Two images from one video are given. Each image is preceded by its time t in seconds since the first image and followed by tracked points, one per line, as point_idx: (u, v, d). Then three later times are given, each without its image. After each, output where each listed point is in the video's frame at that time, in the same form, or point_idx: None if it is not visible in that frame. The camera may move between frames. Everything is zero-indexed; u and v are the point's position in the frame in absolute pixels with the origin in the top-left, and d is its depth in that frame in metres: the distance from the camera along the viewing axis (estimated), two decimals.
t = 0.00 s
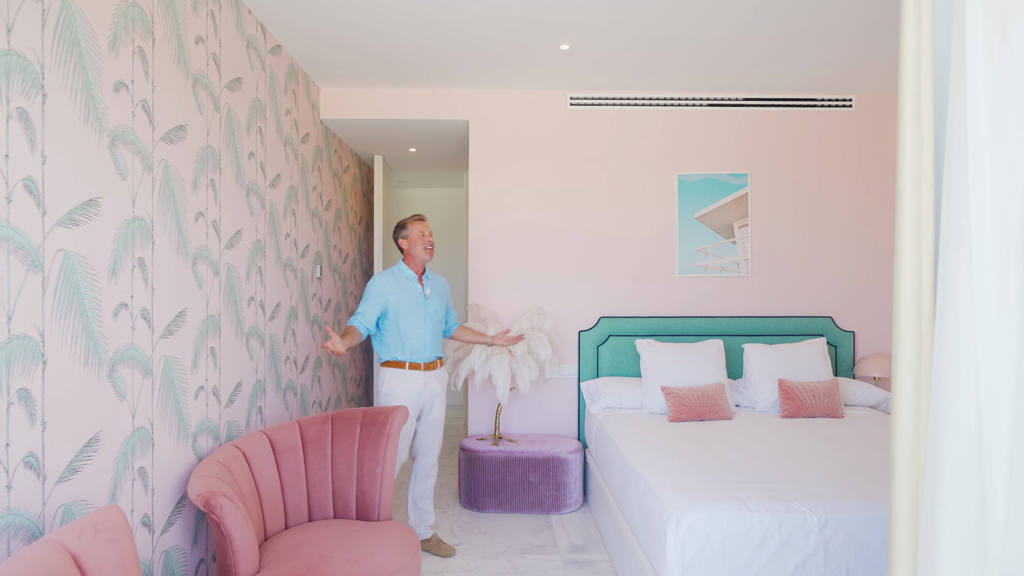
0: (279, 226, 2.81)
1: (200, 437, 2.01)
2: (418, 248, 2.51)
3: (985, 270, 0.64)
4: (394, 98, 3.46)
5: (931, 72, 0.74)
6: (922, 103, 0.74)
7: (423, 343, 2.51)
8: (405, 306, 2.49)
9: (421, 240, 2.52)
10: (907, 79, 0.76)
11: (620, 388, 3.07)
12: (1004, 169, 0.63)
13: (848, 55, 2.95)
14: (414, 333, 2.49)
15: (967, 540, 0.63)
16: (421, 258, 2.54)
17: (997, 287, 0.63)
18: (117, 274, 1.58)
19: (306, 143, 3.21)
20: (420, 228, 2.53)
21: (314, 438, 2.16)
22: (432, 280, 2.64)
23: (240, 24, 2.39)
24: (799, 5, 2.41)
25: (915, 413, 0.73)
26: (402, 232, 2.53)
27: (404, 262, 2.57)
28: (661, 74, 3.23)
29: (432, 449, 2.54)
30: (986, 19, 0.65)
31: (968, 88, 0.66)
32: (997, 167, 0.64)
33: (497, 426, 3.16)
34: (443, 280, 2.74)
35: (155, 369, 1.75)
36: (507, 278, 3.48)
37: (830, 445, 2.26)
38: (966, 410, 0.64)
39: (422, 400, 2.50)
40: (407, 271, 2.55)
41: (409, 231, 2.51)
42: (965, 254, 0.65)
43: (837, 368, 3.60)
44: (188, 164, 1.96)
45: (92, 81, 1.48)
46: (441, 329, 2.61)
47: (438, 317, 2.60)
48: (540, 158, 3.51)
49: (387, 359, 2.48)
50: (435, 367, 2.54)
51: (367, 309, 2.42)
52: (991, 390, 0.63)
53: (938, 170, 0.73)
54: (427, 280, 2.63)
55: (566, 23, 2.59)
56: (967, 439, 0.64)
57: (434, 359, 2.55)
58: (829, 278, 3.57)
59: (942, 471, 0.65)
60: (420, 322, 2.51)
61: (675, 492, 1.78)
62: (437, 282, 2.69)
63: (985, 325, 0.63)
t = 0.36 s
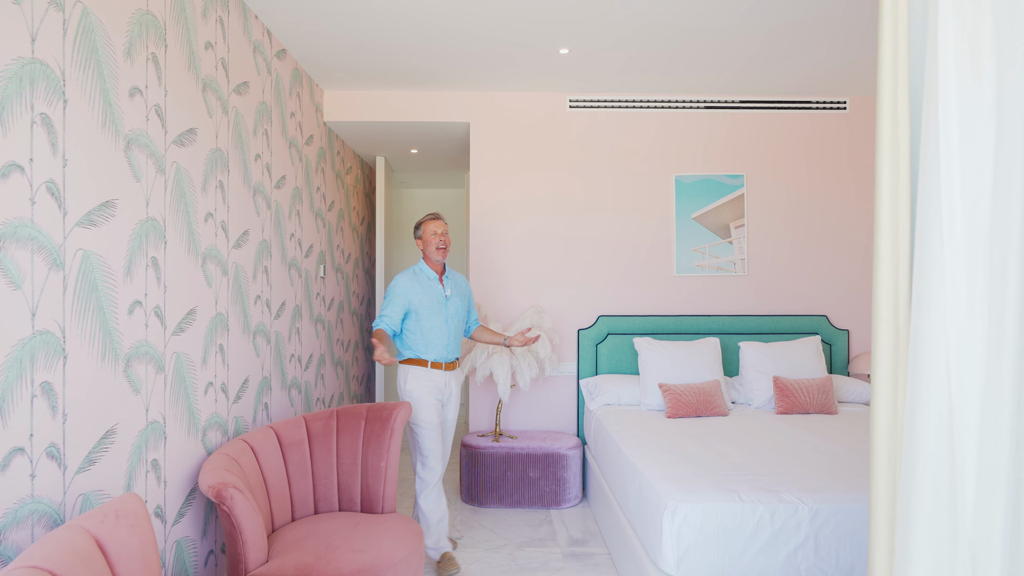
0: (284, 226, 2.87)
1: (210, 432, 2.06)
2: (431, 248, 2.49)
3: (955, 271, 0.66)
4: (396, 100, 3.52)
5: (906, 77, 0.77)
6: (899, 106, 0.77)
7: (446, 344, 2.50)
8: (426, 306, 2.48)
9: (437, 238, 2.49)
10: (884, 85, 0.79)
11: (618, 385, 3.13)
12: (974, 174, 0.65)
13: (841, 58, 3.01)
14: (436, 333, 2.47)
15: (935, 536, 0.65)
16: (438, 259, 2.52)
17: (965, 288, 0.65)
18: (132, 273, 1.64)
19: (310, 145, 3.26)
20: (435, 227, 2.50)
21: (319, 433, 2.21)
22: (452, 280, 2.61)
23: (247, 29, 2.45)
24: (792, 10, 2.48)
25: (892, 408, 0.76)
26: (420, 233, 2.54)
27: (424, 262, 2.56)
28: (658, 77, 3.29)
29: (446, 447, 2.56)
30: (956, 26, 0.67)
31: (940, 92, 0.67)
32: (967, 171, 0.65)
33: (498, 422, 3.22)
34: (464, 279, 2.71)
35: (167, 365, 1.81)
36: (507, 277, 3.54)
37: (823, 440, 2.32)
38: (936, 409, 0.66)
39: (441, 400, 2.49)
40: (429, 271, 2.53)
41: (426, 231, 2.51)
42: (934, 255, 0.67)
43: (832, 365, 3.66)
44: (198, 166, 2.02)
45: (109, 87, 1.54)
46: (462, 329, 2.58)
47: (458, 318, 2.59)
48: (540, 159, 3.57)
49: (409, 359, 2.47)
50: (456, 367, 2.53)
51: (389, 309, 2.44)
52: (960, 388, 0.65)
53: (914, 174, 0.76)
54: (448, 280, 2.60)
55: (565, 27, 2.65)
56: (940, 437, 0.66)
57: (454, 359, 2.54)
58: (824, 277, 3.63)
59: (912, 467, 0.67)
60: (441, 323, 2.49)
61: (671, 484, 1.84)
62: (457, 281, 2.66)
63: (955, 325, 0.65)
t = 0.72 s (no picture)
0: (288, 226, 2.92)
1: (217, 426, 2.12)
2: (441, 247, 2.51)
3: (925, 272, 0.69)
4: (397, 102, 3.57)
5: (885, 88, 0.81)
6: (876, 115, 0.82)
7: (463, 342, 2.49)
8: (443, 303, 2.49)
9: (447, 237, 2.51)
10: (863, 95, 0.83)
11: (616, 382, 3.19)
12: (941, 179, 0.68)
13: (834, 61, 3.07)
14: (454, 331, 2.48)
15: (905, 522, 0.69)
16: (449, 258, 2.54)
17: (933, 289, 0.68)
18: (143, 271, 1.69)
19: (312, 146, 3.32)
20: (446, 226, 2.52)
21: (323, 428, 2.27)
22: (467, 277, 2.62)
23: (252, 33, 2.51)
24: (784, 14, 2.54)
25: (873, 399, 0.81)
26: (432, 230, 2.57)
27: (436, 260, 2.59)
28: (655, 79, 3.35)
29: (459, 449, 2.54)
30: (927, 37, 0.70)
31: (912, 100, 0.70)
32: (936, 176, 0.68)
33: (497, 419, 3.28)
34: (478, 276, 2.73)
35: (176, 360, 1.86)
36: (507, 277, 3.60)
37: (815, 434, 2.37)
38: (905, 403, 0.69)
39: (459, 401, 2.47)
40: (444, 269, 2.55)
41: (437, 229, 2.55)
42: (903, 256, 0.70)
43: (826, 363, 3.72)
44: (206, 167, 2.08)
45: (121, 91, 1.59)
46: (476, 328, 2.59)
47: (473, 316, 2.59)
48: (539, 160, 3.62)
49: (427, 357, 2.45)
50: (473, 367, 2.52)
51: (406, 305, 2.43)
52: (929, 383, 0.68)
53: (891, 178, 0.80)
54: (462, 278, 2.61)
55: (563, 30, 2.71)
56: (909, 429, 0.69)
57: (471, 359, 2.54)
58: (818, 276, 3.69)
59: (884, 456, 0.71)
60: (457, 321, 2.50)
61: (666, 476, 1.89)
62: (472, 278, 2.68)
63: (925, 324, 0.69)
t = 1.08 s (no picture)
0: (292, 226, 2.98)
1: (225, 421, 2.18)
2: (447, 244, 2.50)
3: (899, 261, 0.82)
4: (398, 104, 3.64)
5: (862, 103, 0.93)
6: (853, 134, 0.93)
7: (464, 341, 2.49)
8: (445, 301, 2.52)
9: (454, 234, 2.49)
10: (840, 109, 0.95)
11: (613, 379, 3.25)
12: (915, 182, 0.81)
13: (827, 65, 3.13)
14: (454, 328, 2.49)
15: (880, 470, 0.83)
16: (457, 255, 2.53)
17: (908, 276, 0.81)
18: (155, 269, 1.75)
19: (316, 148, 3.38)
20: (454, 223, 2.51)
21: (327, 423, 2.33)
22: (474, 274, 2.61)
23: (258, 38, 2.57)
24: (776, 21, 2.61)
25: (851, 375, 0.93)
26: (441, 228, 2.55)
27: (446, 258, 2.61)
28: (651, 82, 3.41)
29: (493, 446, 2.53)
30: (899, 74, 0.83)
31: (889, 114, 0.84)
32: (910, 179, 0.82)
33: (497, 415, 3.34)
34: (491, 271, 2.69)
35: (187, 355, 1.92)
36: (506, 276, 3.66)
37: (806, 429, 2.43)
38: (883, 371, 0.83)
39: (466, 398, 2.48)
40: (451, 266, 2.57)
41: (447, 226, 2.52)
42: (882, 249, 0.83)
43: (820, 361, 3.78)
44: (214, 169, 2.14)
45: (135, 96, 1.66)
46: (483, 326, 2.57)
47: (479, 313, 2.56)
48: (538, 161, 3.69)
49: (429, 354, 2.51)
50: (477, 365, 2.50)
51: (409, 302, 2.52)
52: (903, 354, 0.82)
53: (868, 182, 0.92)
54: (470, 275, 2.61)
55: (560, 35, 2.78)
56: (886, 394, 0.83)
57: (476, 357, 2.52)
58: (812, 276, 3.75)
59: (864, 419, 0.85)
60: (458, 318, 2.50)
61: (659, 469, 1.93)
62: (482, 274, 2.64)
63: (898, 305, 0.82)
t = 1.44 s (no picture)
0: (298, 226, 3.04)
1: (234, 415, 2.24)
2: (465, 242, 2.51)
3: (882, 260, 0.87)
4: (401, 106, 3.70)
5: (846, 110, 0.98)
6: (838, 139, 0.98)
7: (473, 338, 2.49)
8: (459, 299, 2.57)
9: (473, 232, 2.50)
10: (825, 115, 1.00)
11: (612, 376, 3.31)
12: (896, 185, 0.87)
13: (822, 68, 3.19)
14: (464, 325, 2.52)
15: (865, 458, 0.88)
16: (474, 252, 2.55)
17: (890, 272, 0.87)
18: (169, 267, 1.81)
19: (320, 149, 3.44)
20: (473, 222, 2.50)
21: (334, 418, 2.38)
22: (490, 273, 2.62)
23: (266, 43, 2.63)
24: (770, 25, 2.67)
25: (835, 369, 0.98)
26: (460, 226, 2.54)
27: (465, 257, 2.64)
28: (650, 85, 3.47)
29: (500, 448, 2.47)
30: (882, 81, 0.88)
31: (871, 121, 0.89)
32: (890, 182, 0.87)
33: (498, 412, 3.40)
34: (510, 270, 2.68)
35: (199, 350, 1.99)
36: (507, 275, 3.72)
37: (801, 424, 2.49)
38: (866, 364, 0.88)
39: (472, 396, 2.48)
40: (468, 265, 2.61)
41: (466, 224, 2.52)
42: (866, 248, 0.89)
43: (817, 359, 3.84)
44: (224, 170, 2.20)
45: (151, 100, 1.73)
46: (495, 325, 2.55)
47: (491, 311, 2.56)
48: (538, 162, 3.75)
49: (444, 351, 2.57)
50: (486, 364, 2.48)
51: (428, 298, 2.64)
52: (886, 348, 0.87)
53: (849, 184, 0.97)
54: (486, 273, 2.62)
55: (560, 39, 2.84)
56: (868, 385, 0.88)
57: (486, 356, 2.49)
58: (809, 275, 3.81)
59: (848, 409, 0.90)
60: (468, 316, 2.53)
61: (657, 461, 1.98)
62: (499, 273, 2.64)
63: (881, 301, 0.88)
